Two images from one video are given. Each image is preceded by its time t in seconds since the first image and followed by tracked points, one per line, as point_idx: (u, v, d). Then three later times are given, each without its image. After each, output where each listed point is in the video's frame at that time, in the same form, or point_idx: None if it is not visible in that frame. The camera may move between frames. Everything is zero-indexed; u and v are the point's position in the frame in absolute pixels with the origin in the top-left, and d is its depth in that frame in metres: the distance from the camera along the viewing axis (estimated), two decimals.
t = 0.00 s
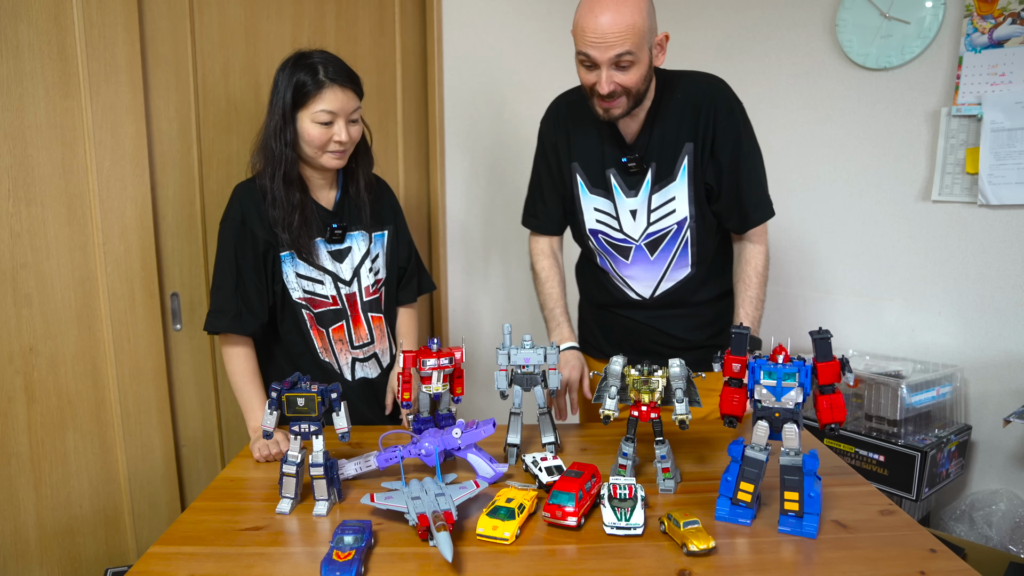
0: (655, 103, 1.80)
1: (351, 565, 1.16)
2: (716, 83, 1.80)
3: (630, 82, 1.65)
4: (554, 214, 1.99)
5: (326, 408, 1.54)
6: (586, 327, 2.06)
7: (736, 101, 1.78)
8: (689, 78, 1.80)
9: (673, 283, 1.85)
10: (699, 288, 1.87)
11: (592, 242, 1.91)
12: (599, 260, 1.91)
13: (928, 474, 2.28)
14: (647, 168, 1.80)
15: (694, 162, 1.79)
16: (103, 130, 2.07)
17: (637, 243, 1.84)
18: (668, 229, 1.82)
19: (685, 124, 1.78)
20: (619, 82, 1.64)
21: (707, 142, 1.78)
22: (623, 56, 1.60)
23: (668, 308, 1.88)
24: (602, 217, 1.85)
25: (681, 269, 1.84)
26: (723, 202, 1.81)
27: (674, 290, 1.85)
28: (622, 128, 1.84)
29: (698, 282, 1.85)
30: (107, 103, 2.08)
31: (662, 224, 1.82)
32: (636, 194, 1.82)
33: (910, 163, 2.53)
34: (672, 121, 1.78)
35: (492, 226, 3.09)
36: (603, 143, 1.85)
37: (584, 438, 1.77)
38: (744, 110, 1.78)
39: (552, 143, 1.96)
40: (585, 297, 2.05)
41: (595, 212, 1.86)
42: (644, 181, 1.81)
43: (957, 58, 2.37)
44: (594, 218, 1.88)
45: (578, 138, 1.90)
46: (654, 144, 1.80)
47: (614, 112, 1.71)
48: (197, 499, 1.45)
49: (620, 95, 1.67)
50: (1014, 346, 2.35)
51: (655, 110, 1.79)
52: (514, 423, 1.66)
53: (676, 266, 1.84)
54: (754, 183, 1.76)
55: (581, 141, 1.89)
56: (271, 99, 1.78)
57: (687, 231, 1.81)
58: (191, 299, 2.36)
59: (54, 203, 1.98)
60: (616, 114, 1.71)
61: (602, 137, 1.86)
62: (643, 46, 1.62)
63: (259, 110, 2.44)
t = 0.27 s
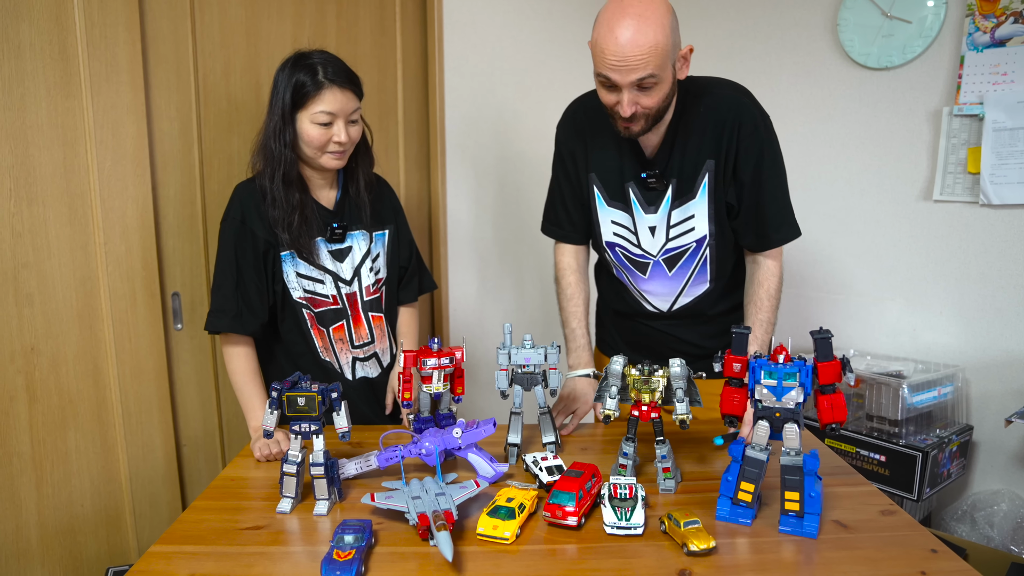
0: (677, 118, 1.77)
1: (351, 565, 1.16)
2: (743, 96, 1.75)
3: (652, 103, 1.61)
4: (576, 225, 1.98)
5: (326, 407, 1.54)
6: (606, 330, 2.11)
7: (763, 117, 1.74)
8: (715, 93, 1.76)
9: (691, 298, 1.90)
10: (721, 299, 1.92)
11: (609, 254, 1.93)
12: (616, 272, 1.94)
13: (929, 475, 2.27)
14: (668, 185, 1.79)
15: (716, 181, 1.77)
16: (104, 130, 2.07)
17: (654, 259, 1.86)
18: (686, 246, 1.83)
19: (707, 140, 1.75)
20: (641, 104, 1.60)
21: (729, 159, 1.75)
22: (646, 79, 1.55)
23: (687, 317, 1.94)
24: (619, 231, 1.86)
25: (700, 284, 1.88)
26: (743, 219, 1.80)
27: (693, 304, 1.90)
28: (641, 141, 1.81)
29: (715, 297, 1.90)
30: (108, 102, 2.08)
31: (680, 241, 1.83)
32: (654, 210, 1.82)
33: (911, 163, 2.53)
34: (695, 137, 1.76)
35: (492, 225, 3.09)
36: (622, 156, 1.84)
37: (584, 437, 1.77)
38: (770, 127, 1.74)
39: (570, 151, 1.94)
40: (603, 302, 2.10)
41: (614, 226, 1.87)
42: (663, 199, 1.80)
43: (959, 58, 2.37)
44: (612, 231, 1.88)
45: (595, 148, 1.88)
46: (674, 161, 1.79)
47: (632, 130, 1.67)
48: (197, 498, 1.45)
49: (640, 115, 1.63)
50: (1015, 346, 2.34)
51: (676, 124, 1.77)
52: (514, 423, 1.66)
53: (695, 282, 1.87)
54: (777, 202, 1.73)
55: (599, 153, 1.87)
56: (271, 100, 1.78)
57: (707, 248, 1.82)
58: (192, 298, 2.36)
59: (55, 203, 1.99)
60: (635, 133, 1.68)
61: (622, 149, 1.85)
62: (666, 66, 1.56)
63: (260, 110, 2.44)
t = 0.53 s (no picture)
0: (699, 121, 1.76)
1: (357, 568, 1.16)
2: (765, 104, 1.75)
3: (665, 93, 1.59)
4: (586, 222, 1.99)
5: (331, 409, 1.53)
6: (613, 329, 2.11)
7: (785, 127, 1.74)
8: (737, 99, 1.76)
9: (705, 305, 1.88)
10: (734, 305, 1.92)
11: (624, 258, 1.92)
12: (630, 275, 1.92)
13: (935, 479, 2.26)
14: (685, 190, 1.78)
15: (734, 187, 1.76)
16: (111, 132, 2.09)
17: (668, 265, 1.84)
18: (702, 253, 1.81)
19: (727, 147, 1.75)
20: (654, 92, 1.59)
21: (748, 165, 1.75)
22: (660, 65, 1.55)
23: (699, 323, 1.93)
24: (635, 234, 1.84)
25: (714, 292, 1.86)
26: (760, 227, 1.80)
27: (707, 311, 1.89)
28: (660, 143, 1.81)
29: (729, 304, 1.90)
30: (115, 105, 2.09)
31: (696, 248, 1.81)
32: (671, 215, 1.80)
33: (917, 166, 2.52)
34: (715, 143, 1.76)
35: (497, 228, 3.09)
36: (640, 158, 1.83)
37: (589, 440, 1.77)
38: (791, 136, 1.75)
39: (586, 151, 1.94)
40: (613, 303, 2.08)
41: (630, 228, 1.86)
42: (680, 204, 1.79)
43: (965, 61, 2.36)
44: (626, 233, 1.87)
45: (612, 149, 1.87)
46: (693, 165, 1.78)
47: (646, 124, 1.66)
48: (203, 500, 1.46)
49: (654, 108, 1.62)
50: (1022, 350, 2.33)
51: (696, 127, 1.76)
52: (519, 426, 1.66)
53: (710, 289, 1.85)
54: (794, 212, 1.74)
55: (616, 153, 1.87)
56: (277, 103, 1.79)
57: (723, 255, 1.81)
58: (198, 300, 2.37)
59: (62, 205, 2.00)
60: (648, 126, 1.66)
61: (640, 151, 1.84)
62: (683, 57, 1.56)
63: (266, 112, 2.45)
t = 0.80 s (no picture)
0: (699, 125, 1.77)
1: (359, 567, 1.16)
2: (767, 108, 1.75)
3: (662, 95, 1.60)
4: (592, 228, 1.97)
5: (334, 409, 1.54)
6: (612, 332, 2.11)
7: (784, 131, 1.75)
8: (738, 104, 1.76)
9: (702, 305, 1.90)
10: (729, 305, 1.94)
11: (623, 259, 1.92)
12: (628, 276, 1.93)
13: (937, 480, 2.26)
14: (686, 193, 1.79)
15: (735, 191, 1.77)
16: (114, 132, 2.09)
17: (666, 267, 1.86)
18: (701, 255, 1.82)
19: (728, 151, 1.76)
20: (651, 93, 1.59)
21: (749, 169, 1.76)
22: (657, 67, 1.55)
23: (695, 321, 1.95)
24: (635, 235, 1.85)
25: (711, 293, 1.88)
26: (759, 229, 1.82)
27: (704, 311, 1.91)
28: (662, 146, 1.81)
29: (724, 304, 1.91)
30: (118, 105, 2.09)
31: (696, 250, 1.82)
32: (671, 217, 1.81)
33: (920, 166, 2.52)
34: (715, 146, 1.76)
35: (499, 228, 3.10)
36: (641, 159, 1.83)
37: (591, 440, 1.77)
38: (791, 141, 1.76)
39: (587, 151, 1.93)
40: (610, 305, 2.10)
41: (629, 230, 1.86)
42: (680, 206, 1.80)
43: (968, 61, 2.36)
44: (626, 235, 1.88)
45: (613, 151, 1.87)
46: (694, 168, 1.78)
47: (642, 124, 1.66)
48: (205, 500, 1.46)
49: (649, 109, 1.62)
50: None
51: (697, 130, 1.77)
52: (521, 426, 1.67)
53: (707, 290, 1.87)
54: (793, 215, 1.75)
55: (618, 155, 1.87)
56: (279, 104, 1.79)
57: (721, 258, 1.82)
58: (200, 300, 2.37)
59: (65, 205, 2.00)
60: (644, 126, 1.67)
61: (642, 153, 1.84)
62: (682, 60, 1.56)
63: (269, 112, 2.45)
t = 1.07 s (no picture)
0: (682, 108, 1.81)
1: (362, 567, 1.16)
2: (746, 92, 1.82)
3: (644, 66, 1.66)
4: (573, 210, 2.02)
5: (336, 409, 1.54)
6: (595, 323, 2.07)
7: (764, 112, 1.81)
8: (717, 88, 1.82)
9: (689, 288, 1.87)
10: (715, 292, 1.90)
11: (610, 243, 1.92)
12: (615, 261, 1.92)
13: (938, 479, 2.27)
14: (671, 173, 1.82)
15: (719, 171, 1.80)
16: (115, 132, 2.09)
17: (654, 248, 1.86)
18: (689, 234, 1.84)
19: (711, 133, 1.80)
20: (634, 63, 1.65)
21: (733, 150, 1.80)
22: (640, 35, 1.62)
23: (680, 312, 1.90)
24: (621, 218, 1.86)
25: (697, 274, 1.86)
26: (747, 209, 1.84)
27: (690, 295, 1.88)
28: (647, 131, 1.85)
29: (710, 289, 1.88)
30: (120, 105, 2.09)
31: (683, 229, 1.83)
32: (658, 197, 1.83)
33: (920, 166, 2.53)
34: (699, 127, 1.81)
35: (500, 229, 3.10)
36: (626, 145, 1.87)
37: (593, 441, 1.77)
38: (771, 123, 1.81)
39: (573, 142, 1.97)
40: (594, 294, 2.06)
41: (616, 212, 1.87)
42: (667, 186, 1.82)
43: (969, 62, 2.36)
44: (613, 219, 1.89)
45: (599, 139, 1.90)
46: (679, 148, 1.81)
47: (625, 97, 1.71)
48: (207, 500, 1.46)
49: (632, 79, 1.67)
50: None
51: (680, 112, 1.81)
52: (523, 426, 1.67)
53: (694, 272, 1.86)
54: (777, 191, 1.80)
55: (605, 142, 1.90)
56: (280, 103, 1.79)
57: (708, 236, 1.83)
58: (202, 300, 2.38)
59: (67, 205, 2.00)
60: (627, 99, 1.71)
61: (627, 138, 1.87)
62: (663, 32, 1.64)
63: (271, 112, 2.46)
